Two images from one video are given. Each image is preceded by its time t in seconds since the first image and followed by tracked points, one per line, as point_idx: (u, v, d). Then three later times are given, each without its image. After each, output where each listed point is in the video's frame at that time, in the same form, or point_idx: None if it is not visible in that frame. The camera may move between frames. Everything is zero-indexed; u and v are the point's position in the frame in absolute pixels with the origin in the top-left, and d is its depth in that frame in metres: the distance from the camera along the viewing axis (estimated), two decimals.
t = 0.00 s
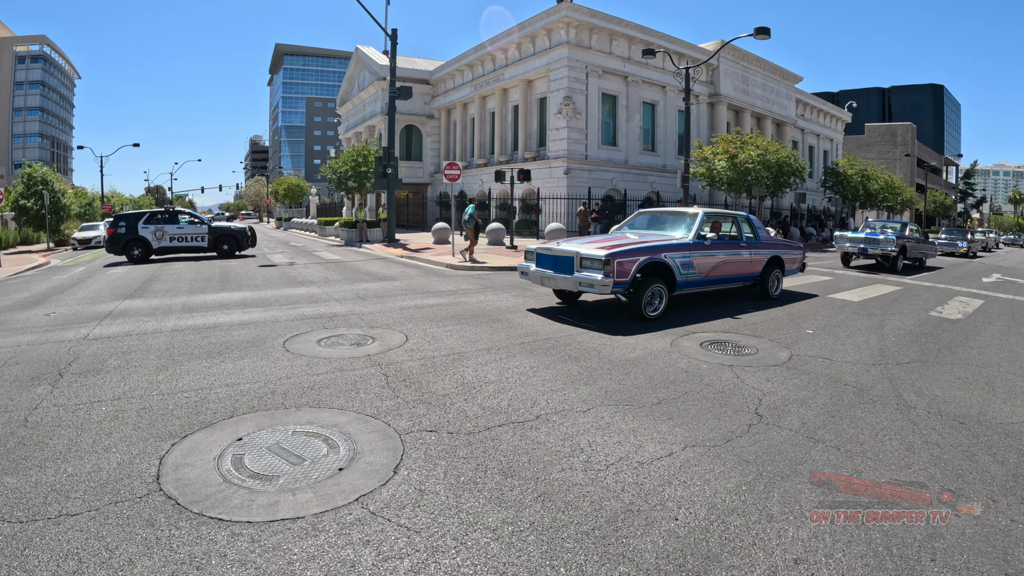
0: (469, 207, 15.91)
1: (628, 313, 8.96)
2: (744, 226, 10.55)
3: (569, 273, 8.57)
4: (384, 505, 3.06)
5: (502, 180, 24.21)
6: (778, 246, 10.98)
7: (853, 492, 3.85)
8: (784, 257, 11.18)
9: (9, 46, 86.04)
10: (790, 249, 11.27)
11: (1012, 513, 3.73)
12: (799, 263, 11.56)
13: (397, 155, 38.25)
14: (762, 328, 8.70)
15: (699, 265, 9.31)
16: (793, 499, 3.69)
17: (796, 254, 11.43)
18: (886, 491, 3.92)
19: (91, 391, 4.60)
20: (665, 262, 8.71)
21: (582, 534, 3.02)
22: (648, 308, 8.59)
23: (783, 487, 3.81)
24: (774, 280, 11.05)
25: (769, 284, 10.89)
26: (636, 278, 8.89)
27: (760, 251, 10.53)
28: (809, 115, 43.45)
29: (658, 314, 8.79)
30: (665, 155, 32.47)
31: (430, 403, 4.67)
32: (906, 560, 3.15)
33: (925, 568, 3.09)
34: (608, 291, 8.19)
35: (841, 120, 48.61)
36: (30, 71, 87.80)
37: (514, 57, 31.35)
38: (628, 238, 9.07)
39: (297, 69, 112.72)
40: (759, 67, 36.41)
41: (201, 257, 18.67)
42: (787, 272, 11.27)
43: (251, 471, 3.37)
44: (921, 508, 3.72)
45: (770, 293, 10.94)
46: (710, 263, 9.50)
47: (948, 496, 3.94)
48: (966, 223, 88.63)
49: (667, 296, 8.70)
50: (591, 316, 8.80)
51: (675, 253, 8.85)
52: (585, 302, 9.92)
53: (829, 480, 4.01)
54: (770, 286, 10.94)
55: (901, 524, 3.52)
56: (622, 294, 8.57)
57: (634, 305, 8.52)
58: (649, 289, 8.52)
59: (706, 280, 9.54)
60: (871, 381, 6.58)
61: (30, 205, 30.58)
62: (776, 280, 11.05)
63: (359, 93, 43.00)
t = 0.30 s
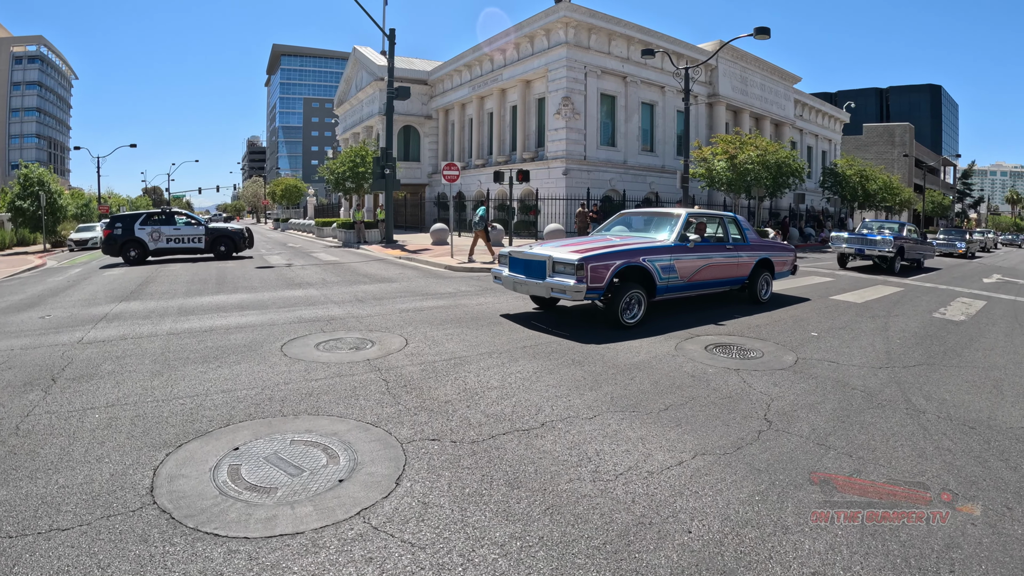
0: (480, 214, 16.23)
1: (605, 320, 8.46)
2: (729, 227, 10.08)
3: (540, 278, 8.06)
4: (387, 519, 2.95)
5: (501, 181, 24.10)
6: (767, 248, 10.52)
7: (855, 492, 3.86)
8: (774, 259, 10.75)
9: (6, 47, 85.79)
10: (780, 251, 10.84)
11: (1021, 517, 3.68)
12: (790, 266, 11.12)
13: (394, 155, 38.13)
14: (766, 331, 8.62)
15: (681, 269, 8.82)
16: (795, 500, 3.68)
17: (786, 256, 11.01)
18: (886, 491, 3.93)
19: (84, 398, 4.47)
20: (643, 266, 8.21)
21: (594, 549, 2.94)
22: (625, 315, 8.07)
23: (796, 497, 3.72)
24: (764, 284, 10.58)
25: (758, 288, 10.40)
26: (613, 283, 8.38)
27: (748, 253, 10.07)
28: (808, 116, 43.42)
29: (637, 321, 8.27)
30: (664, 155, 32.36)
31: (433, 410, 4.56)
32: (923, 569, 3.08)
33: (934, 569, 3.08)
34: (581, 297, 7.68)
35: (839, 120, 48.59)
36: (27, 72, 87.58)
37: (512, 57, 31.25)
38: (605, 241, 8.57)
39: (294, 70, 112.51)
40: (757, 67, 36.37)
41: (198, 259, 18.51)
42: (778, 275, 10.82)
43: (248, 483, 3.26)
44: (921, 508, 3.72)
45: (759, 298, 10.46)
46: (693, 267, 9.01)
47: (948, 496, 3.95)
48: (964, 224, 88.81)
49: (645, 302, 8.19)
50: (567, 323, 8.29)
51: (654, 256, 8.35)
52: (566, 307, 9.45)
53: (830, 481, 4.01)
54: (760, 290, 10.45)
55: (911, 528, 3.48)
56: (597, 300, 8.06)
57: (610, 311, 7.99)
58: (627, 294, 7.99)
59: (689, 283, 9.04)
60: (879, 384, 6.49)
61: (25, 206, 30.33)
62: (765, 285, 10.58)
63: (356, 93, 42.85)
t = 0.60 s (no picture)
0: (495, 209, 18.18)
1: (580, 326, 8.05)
2: (716, 228, 9.65)
3: (510, 282, 7.65)
4: (393, 532, 2.86)
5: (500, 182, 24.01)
6: (755, 250, 10.10)
7: (854, 491, 3.85)
8: (763, 262, 10.36)
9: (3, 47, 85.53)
10: (770, 253, 10.41)
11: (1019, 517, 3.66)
12: (781, 268, 10.72)
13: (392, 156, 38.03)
14: (771, 333, 8.55)
15: (662, 273, 8.41)
16: (792, 500, 3.68)
17: (776, 258, 10.59)
18: (886, 491, 3.91)
19: (79, 403, 4.36)
20: (620, 269, 7.79)
21: (607, 562, 2.86)
22: (601, 322, 7.66)
23: (810, 504, 3.64)
24: (752, 288, 10.19)
25: (745, 292, 10.02)
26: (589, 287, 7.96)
27: (734, 256, 9.66)
28: (806, 116, 43.43)
29: (613, 327, 7.86)
30: (663, 156, 32.28)
31: (436, 416, 4.47)
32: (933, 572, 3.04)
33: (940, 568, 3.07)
34: (552, 303, 7.27)
35: (837, 120, 48.60)
36: (24, 73, 87.31)
37: (510, 58, 31.18)
38: (581, 243, 8.15)
39: (291, 71, 112.30)
40: (756, 68, 36.35)
41: (196, 260, 18.38)
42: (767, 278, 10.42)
43: (248, 494, 3.15)
44: (920, 508, 3.70)
45: (747, 302, 10.10)
46: (674, 270, 8.60)
47: (949, 496, 3.93)
48: (962, 223, 88.94)
49: (621, 308, 7.77)
50: (542, 329, 7.89)
51: (631, 260, 7.93)
52: (544, 311, 9.05)
53: (831, 481, 3.99)
54: (747, 294, 10.08)
55: (924, 532, 3.41)
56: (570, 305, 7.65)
57: (585, 318, 7.58)
58: (603, 299, 7.57)
59: (670, 288, 8.64)
60: (887, 387, 6.41)
61: (22, 207, 30.14)
62: (753, 289, 10.20)
63: (354, 94, 42.75)
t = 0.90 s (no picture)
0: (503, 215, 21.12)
1: (555, 331, 7.62)
2: (701, 227, 9.18)
3: (480, 286, 7.24)
4: (404, 540, 2.79)
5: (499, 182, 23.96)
6: (744, 252, 9.63)
7: (853, 491, 3.80)
8: (753, 263, 9.90)
9: None
10: (760, 254, 9.94)
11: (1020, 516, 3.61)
12: (773, 270, 10.26)
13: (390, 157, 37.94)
14: (775, 334, 8.50)
15: (642, 275, 7.96)
16: (792, 500, 3.63)
17: (767, 259, 10.12)
18: (887, 491, 3.84)
19: (78, 408, 4.26)
20: (595, 272, 7.35)
21: (624, 567, 2.79)
22: (575, 327, 7.22)
23: (824, 506, 3.57)
24: (739, 291, 9.74)
25: (732, 295, 9.57)
26: (563, 291, 7.53)
27: (721, 257, 9.19)
28: (803, 116, 43.45)
29: (589, 333, 7.42)
30: (661, 156, 32.24)
31: (443, 419, 4.39)
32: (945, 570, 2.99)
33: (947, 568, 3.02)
34: (521, 308, 6.85)
35: (834, 120, 48.65)
36: (21, 74, 86.91)
37: (508, 58, 31.13)
38: (556, 245, 7.71)
39: (289, 71, 112.06)
40: (754, 68, 36.36)
41: (194, 261, 18.26)
42: (757, 281, 9.96)
43: (253, 501, 3.07)
44: (921, 508, 3.63)
45: (734, 307, 9.67)
46: (656, 273, 8.14)
47: (949, 496, 3.85)
48: (960, 223, 89.19)
49: (597, 313, 7.34)
50: (515, 334, 7.49)
51: (608, 262, 7.48)
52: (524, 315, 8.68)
53: (831, 481, 3.94)
54: (734, 297, 9.65)
55: (940, 533, 3.35)
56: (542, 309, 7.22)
57: (557, 323, 7.14)
58: (577, 304, 7.13)
59: (652, 291, 8.18)
60: (894, 388, 6.36)
61: (19, 208, 29.87)
62: (741, 292, 9.75)
63: (351, 94, 42.60)
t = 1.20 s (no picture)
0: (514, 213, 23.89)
1: (527, 337, 7.25)
2: (682, 229, 8.80)
3: (446, 290, 6.87)
4: (423, 545, 2.73)
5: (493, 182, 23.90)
6: (726, 253, 9.23)
7: (853, 492, 3.71)
8: (737, 265, 9.50)
9: None
10: (743, 256, 9.54)
11: (1017, 514, 3.54)
12: (757, 272, 9.86)
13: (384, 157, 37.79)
14: (776, 333, 8.50)
15: (619, 278, 7.58)
16: (790, 501, 3.55)
17: (750, 261, 9.74)
18: (886, 491, 3.77)
19: (79, 412, 4.16)
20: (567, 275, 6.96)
21: (645, 567, 2.75)
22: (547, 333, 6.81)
23: (836, 503, 3.54)
24: (723, 293, 9.33)
25: (716, 297, 9.14)
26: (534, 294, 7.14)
27: (702, 259, 8.78)
28: (796, 117, 43.71)
29: (562, 338, 7.04)
30: (655, 156, 32.29)
31: (452, 422, 4.33)
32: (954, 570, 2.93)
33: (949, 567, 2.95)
34: (487, 312, 6.47)
35: (826, 120, 48.94)
36: (10, 74, 85.97)
37: (502, 58, 31.11)
38: (529, 246, 7.36)
39: (280, 72, 111.45)
40: (746, 68, 36.53)
41: (188, 262, 18.08)
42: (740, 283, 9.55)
43: (265, 507, 3.00)
44: (920, 508, 3.55)
45: (717, 310, 9.26)
46: (632, 276, 7.74)
47: (948, 496, 3.77)
48: (951, 223, 90.02)
49: (569, 318, 6.95)
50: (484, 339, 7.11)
51: (580, 264, 7.09)
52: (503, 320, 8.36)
53: (830, 481, 3.87)
54: (717, 300, 9.24)
55: (953, 528, 3.33)
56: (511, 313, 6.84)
57: (527, 328, 6.75)
58: (548, 307, 6.74)
59: (628, 294, 7.79)
60: (896, 386, 6.36)
61: (10, 209, 29.14)
62: (723, 295, 9.35)
63: (344, 95, 42.43)
